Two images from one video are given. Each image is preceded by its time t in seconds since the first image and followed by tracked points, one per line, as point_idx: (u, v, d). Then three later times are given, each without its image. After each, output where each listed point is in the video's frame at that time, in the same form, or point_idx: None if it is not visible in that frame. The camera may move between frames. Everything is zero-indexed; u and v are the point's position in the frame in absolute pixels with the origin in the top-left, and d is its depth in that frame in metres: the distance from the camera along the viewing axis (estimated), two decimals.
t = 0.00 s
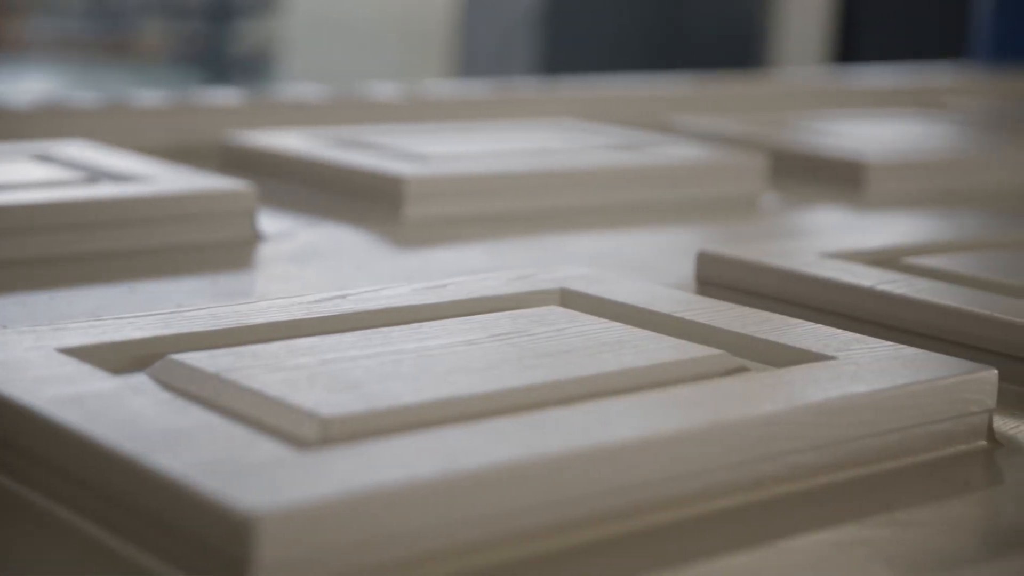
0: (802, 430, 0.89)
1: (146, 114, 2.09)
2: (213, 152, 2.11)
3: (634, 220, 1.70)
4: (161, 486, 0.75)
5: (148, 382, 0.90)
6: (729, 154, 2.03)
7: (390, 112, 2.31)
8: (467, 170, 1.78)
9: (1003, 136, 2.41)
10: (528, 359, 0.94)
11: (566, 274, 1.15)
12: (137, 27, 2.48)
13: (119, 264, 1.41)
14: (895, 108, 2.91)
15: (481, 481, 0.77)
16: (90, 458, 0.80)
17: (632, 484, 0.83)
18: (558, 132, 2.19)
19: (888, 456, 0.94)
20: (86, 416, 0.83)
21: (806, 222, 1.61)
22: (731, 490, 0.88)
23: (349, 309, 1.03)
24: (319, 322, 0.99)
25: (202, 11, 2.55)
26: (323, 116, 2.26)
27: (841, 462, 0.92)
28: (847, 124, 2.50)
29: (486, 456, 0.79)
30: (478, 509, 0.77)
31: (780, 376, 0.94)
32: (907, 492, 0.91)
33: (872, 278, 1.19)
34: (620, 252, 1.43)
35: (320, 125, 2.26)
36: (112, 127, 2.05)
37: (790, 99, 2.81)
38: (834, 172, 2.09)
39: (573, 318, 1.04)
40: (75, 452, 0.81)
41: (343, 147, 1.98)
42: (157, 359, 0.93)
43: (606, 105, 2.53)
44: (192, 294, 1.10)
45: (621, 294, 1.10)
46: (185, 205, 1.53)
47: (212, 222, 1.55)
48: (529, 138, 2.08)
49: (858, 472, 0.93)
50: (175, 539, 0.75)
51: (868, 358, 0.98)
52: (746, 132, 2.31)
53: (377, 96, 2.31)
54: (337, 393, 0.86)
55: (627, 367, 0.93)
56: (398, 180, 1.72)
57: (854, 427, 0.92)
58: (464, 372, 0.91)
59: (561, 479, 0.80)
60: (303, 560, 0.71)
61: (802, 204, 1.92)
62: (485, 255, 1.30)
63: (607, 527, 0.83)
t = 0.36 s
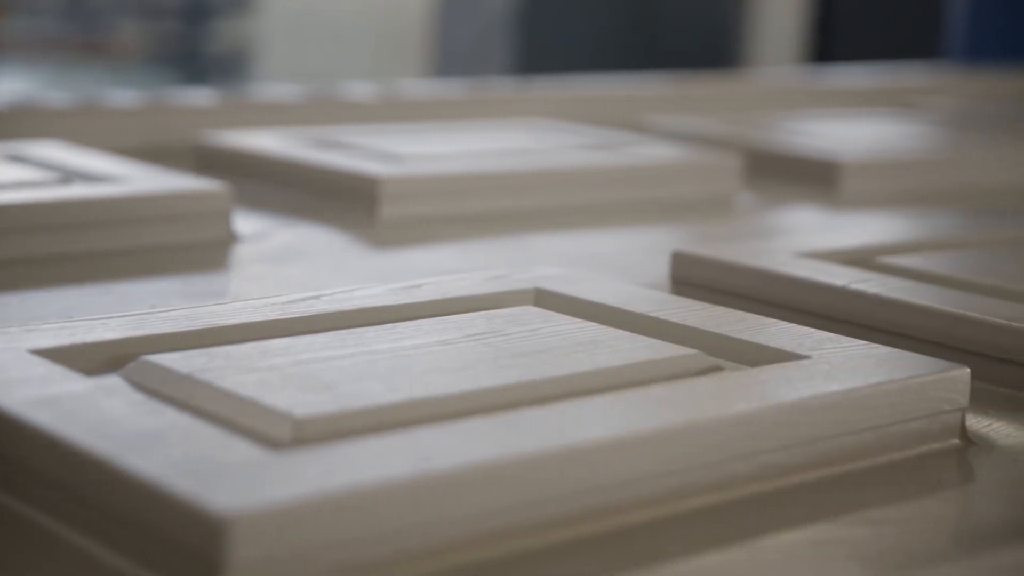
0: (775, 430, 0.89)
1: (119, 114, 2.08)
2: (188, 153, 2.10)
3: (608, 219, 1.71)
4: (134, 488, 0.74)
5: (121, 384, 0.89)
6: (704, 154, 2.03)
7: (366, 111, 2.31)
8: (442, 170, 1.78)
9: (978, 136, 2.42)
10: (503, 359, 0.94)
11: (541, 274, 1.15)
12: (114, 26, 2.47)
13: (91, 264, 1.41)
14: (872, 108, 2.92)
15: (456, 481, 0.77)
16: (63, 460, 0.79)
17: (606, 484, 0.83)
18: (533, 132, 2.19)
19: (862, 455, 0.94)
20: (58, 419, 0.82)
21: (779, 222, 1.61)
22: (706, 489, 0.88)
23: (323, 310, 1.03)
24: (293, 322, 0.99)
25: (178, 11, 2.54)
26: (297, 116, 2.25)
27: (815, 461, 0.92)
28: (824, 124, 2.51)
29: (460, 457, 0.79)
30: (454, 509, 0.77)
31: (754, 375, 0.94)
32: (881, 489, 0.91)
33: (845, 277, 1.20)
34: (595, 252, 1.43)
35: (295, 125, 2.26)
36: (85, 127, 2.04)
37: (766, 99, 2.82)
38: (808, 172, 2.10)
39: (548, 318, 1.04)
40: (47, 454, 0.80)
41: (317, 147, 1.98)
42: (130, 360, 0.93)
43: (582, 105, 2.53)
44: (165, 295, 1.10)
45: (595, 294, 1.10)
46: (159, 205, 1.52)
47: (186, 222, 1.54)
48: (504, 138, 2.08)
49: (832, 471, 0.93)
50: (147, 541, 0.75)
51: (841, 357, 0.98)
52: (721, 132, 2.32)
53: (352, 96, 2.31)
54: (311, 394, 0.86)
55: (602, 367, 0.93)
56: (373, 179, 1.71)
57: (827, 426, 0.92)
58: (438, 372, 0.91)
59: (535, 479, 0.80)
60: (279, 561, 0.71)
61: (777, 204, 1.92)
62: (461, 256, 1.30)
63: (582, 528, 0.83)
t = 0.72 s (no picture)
0: (748, 429, 0.90)
1: (92, 114, 2.07)
2: (161, 153, 2.09)
3: (581, 219, 1.71)
4: (104, 489, 0.74)
5: (93, 385, 0.89)
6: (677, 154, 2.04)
7: (340, 111, 2.30)
8: (416, 170, 1.78)
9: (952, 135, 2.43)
10: (476, 359, 0.94)
11: (514, 274, 1.15)
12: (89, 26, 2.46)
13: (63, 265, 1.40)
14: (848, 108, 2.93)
15: (428, 481, 0.77)
16: (33, 461, 0.79)
17: (579, 483, 0.83)
18: (507, 132, 2.19)
19: (834, 454, 0.95)
20: (28, 421, 0.82)
21: (751, 221, 1.62)
22: (679, 488, 0.88)
23: (296, 310, 1.03)
24: (265, 322, 0.99)
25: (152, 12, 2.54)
26: (271, 116, 2.25)
27: (787, 460, 0.93)
28: (799, 124, 2.52)
29: (432, 457, 0.79)
30: (427, 510, 0.77)
31: (726, 374, 0.95)
32: (854, 487, 0.92)
33: (818, 277, 1.20)
34: (569, 251, 1.43)
35: (268, 125, 2.26)
36: (58, 128, 2.03)
37: (742, 99, 2.82)
38: (782, 171, 2.10)
39: (521, 318, 1.04)
40: (17, 455, 0.80)
41: (291, 147, 1.98)
42: (102, 361, 0.93)
43: (556, 104, 2.53)
44: (138, 296, 1.10)
45: (569, 294, 1.10)
46: (131, 207, 1.52)
47: (158, 223, 1.54)
48: (478, 138, 2.08)
49: (804, 469, 0.93)
50: (117, 542, 0.74)
51: (813, 356, 0.99)
52: (695, 132, 2.32)
53: (326, 96, 2.30)
54: (283, 394, 0.86)
55: (575, 367, 0.93)
56: (347, 180, 1.71)
57: (800, 424, 0.92)
58: (412, 372, 0.91)
59: (508, 479, 0.80)
60: (251, 562, 0.71)
61: (751, 203, 1.93)
62: (435, 255, 1.30)
63: (556, 527, 0.83)
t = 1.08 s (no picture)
0: (721, 429, 0.90)
1: (64, 114, 2.06)
2: (133, 153, 2.08)
3: (553, 220, 1.71)
4: (74, 492, 0.74)
5: (64, 387, 0.89)
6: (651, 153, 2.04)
7: (314, 112, 2.30)
8: (389, 170, 1.77)
9: (926, 135, 2.44)
10: (449, 359, 0.94)
11: (487, 274, 1.16)
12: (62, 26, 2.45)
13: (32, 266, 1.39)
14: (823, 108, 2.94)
15: (400, 482, 0.77)
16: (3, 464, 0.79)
17: (551, 483, 0.83)
18: (481, 132, 2.19)
19: (806, 453, 0.95)
20: None
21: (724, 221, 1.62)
22: (651, 487, 0.88)
23: (268, 311, 1.02)
24: (238, 323, 0.99)
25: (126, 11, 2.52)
26: (244, 116, 2.24)
27: (760, 459, 0.93)
28: (773, 124, 2.52)
29: (404, 457, 0.78)
30: (399, 510, 0.77)
31: (699, 374, 0.95)
32: (826, 485, 0.92)
33: (790, 276, 1.21)
34: (541, 251, 1.43)
35: (241, 125, 2.25)
36: (29, 128, 2.02)
37: (717, 98, 2.83)
38: (755, 171, 2.11)
39: (494, 318, 1.04)
40: None
41: (264, 148, 1.98)
42: (74, 363, 0.92)
43: (531, 105, 2.54)
44: (110, 297, 1.09)
45: (541, 294, 1.10)
46: (102, 207, 1.51)
47: (130, 224, 1.53)
48: (451, 138, 2.08)
49: (777, 468, 0.93)
50: (88, 545, 0.74)
51: (785, 355, 0.99)
52: (669, 132, 2.33)
53: (300, 96, 2.30)
54: (255, 395, 0.86)
55: (548, 367, 0.93)
56: (320, 180, 1.71)
57: (772, 423, 0.92)
58: (384, 372, 0.91)
59: (480, 479, 0.80)
60: (222, 563, 0.71)
61: (724, 203, 1.93)
62: (407, 256, 1.30)
63: (528, 527, 0.83)
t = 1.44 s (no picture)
0: (696, 428, 0.90)
1: (37, 114, 2.05)
2: (107, 153, 2.08)
3: (528, 220, 1.71)
4: (46, 494, 0.74)
5: (37, 389, 0.88)
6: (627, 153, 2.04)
7: (290, 112, 2.29)
8: (362, 170, 1.77)
9: (902, 134, 2.45)
10: (424, 359, 0.94)
11: (463, 274, 1.16)
12: (38, 27, 2.45)
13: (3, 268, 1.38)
14: (801, 107, 2.95)
15: (375, 482, 0.76)
16: None
17: (525, 483, 0.83)
18: (456, 132, 2.19)
19: (781, 451, 0.95)
20: None
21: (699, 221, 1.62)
22: (626, 487, 0.88)
23: (243, 311, 1.02)
24: (212, 323, 0.99)
25: (101, 11, 2.52)
26: (219, 115, 2.24)
27: (735, 459, 0.93)
28: (750, 123, 2.53)
29: (379, 457, 0.78)
30: (374, 510, 0.77)
31: (674, 373, 0.95)
32: (802, 484, 0.92)
33: (765, 275, 1.21)
34: (515, 251, 1.43)
35: (216, 125, 2.24)
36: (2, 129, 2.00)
37: (694, 98, 2.83)
38: (731, 171, 2.11)
39: (469, 318, 1.04)
40: None
41: (238, 148, 1.98)
42: (47, 364, 0.92)
43: (506, 105, 2.54)
44: (84, 298, 1.09)
45: (516, 293, 1.10)
46: (74, 207, 1.51)
47: (104, 225, 1.53)
48: (425, 138, 2.08)
49: (752, 468, 0.94)
50: (61, 548, 0.74)
51: (759, 354, 0.99)
52: (645, 132, 2.33)
53: (275, 96, 2.30)
54: (229, 396, 0.85)
55: (523, 367, 0.94)
56: (295, 181, 1.71)
57: (748, 422, 0.93)
58: (359, 372, 0.91)
59: (455, 478, 0.80)
60: (196, 564, 0.70)
61: (699, 203, 1.94)
62: (382, 256, 1.30)
63: (503, 527, 0.83)
